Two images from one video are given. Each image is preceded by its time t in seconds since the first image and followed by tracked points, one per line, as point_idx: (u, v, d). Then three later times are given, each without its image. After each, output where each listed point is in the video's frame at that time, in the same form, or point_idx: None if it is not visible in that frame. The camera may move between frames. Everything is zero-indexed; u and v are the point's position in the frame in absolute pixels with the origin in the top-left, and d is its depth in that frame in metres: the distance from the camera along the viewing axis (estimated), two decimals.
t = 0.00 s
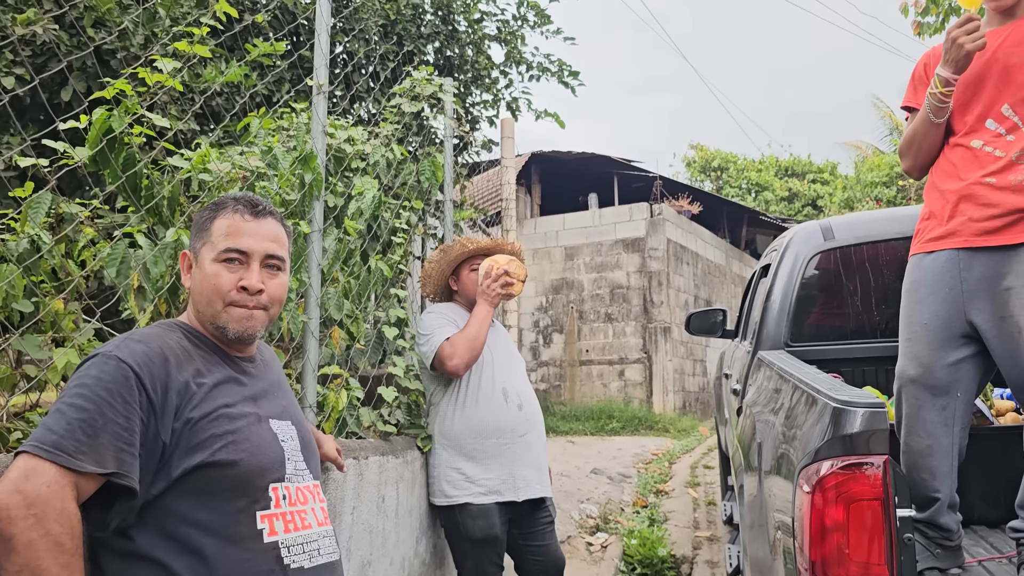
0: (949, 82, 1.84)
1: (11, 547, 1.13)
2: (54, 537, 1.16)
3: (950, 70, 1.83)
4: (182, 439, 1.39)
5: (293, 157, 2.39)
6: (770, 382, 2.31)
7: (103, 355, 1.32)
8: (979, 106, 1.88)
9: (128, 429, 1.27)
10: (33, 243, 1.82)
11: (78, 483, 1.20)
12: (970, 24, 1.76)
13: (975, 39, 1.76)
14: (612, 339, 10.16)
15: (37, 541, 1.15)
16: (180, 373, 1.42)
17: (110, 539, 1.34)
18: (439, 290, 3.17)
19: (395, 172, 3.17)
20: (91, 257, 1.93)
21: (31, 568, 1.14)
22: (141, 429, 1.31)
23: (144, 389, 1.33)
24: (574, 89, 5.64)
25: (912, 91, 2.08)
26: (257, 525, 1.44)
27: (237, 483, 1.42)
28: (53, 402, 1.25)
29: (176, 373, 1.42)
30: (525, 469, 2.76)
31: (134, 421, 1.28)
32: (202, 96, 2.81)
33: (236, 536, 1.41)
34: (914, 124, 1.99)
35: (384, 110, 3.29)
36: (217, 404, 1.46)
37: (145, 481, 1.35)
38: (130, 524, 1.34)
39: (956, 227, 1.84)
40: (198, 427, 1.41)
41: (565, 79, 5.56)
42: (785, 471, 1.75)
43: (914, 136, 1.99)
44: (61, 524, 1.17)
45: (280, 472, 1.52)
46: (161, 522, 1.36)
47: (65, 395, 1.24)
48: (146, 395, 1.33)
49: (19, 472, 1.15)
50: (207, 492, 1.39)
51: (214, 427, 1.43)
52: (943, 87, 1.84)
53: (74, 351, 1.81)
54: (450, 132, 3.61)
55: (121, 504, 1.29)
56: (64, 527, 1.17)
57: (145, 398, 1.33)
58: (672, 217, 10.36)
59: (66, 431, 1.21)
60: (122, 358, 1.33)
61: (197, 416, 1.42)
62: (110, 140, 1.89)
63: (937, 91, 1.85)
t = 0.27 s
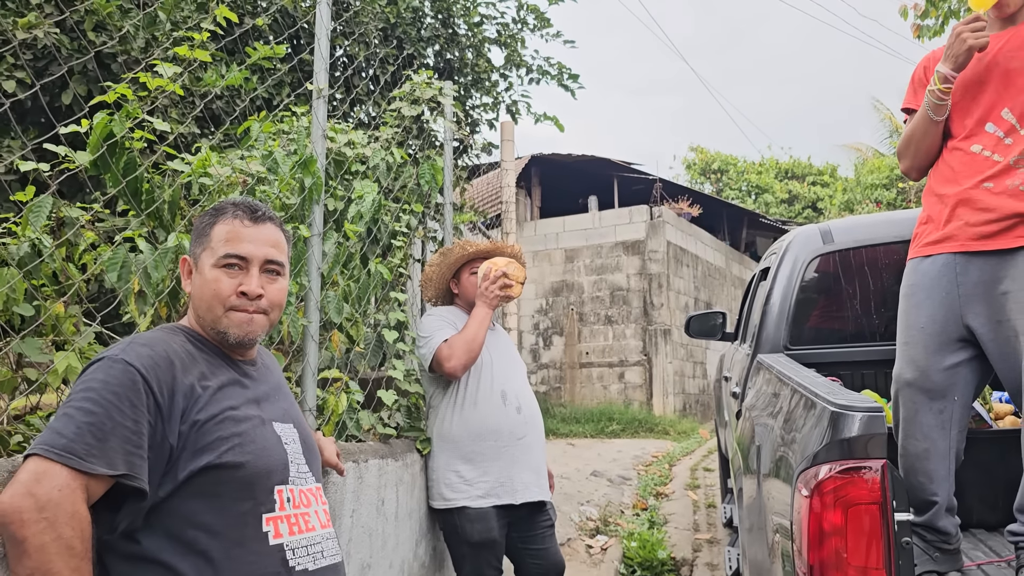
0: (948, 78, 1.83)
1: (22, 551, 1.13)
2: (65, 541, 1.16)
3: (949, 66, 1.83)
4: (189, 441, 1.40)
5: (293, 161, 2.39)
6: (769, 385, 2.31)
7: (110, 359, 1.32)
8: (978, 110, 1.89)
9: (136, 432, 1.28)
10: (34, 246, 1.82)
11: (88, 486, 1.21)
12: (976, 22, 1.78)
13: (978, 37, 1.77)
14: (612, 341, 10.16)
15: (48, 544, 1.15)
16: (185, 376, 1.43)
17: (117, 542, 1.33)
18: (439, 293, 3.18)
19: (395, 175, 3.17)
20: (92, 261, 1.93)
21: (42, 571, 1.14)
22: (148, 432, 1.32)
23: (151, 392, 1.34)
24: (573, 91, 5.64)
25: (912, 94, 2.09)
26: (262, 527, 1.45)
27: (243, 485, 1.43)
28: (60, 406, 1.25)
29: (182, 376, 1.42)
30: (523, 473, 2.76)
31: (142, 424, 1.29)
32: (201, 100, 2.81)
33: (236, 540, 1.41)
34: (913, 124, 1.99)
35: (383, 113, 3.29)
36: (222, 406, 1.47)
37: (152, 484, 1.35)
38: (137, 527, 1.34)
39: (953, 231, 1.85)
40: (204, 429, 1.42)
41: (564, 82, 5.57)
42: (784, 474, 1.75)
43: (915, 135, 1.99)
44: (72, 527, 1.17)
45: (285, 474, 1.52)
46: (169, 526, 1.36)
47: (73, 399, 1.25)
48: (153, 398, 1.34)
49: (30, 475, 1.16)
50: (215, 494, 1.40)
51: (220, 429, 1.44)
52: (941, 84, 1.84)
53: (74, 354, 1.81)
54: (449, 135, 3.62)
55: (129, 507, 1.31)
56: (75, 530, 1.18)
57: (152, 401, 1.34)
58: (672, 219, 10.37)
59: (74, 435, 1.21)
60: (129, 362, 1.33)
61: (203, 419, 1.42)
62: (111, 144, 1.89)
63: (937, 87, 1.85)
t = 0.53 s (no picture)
0: (939, 75, 1.87)
1: (18, 549, 1.13)
2: (60, 540, 1.16)
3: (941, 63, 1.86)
4: (187, 440, 1.39)
5: (293, 161, 2.39)
6: (770, 386, 2.31)
7: (108, 357, 1.32)
8: (979, 109, 1.89)
9: (134, 430, 1.28)
10: (33, 247, 1.82)
11: (84, 485, 1.21)
12: (969, 22, 1.80)
13: (970, 35, 1.79)
14: (612, 343, 10.15)
15: (43, 543, 1.15)
16: (183, 375, 1.43)
17: (114, 542, 1.33)
18: (440, 294, 3.17)
19: (395, 176, 3.17)
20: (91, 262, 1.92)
21: (37, 570, 1.14)
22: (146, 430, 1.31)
23: (148, 390, 1.34)
24: (574, 93, 5.64)
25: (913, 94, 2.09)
26: (260, 528, 1.45)
27: (242, 484, 1.43)
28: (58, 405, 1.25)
29: (180, 375, 1.42)
30: (522, 474, 2.75)
31: (139, 422, 1.29)
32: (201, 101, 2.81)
33: (235, 540, 1.40)
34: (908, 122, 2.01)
35: (383, 114, 3.29)
36: (221, 405, 1.47)
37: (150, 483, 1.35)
38: (135, 526, 1.34)
39: (955, 232, 1.85)
40: (203, 428, 1.41)
41: (564, 83, 5.57)
42: (784, 475, 1.75)
43: (910, 133, 2.01)
44: (67, 526, 1.17)
45: (284, 474, 1.52)
46: (167, 525, 1.36)
47: (70, 398, 1.25)
48: (151, 396, 1.34)
49: (26, 474, 1.16)
50: (213, 493, 1.40)
51: (218, 428, 1.43)
52: (933, 80, 1.88)
53: (74, 355, 1.81)
54: (449, 137, 3.61)
55: (126, 506, 1.30)
56: (71, 528, 1.17)
57: (149, 399, 1.33)
58: (672, 221, 10.37)
59: (72, 434, 1.21)
60: (127, 360, 1.33)
61: (201, 418, 1.42)
62: (110, 145, 1.89)
63: (929, 83, 1.89)
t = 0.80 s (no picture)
0: (939, 75, 1.88)
1: (19, 555, 1.13)
2: (61, 545, 1.16)
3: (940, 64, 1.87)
4: (188, 446, 1.40)
5: (296, 164, 2.40)
6: (772, 389, 2.31)
7: (108, 363, 1.33)
8: (981, 111, 1.89)
9: (134, 436, 1.28)
10: (38, 250, 1.83)
11: (85, 491, 1.21)
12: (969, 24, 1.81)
13: (970, 36, 1.80)
14: (613, 345, 10.16)
15: (43, 549, 1.15)
16: (185, 380, 1.43)
17: (116, 546, 1.33)
18: (443, 296, 3.18)
19: (397, 179, 3.18)
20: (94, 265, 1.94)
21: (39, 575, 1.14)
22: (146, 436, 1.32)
23: (149, 396, 1.34)
24: (575, 94, 5.65)
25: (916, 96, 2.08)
26: (262, 531, 1.45)
27: (243, 489, 1.43)
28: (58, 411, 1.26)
29: (181, 380, 1.42)
30: (523, 476, 2.75)
31: (139, 428, 1.29)
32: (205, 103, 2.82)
33: (239, 544, 1.41)
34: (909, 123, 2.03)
35: (385, 116, 3.30)
36: (222, 410, 1.47)
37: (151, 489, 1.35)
38: (137, 531, 1.34)
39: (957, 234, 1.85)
40: (203, 433, 1.42)
41: (565, 85, 5.58)
42: (786, 478, 1.75)
43: (910, 134, 2.03)
44: (68, 531, 1.17)
45: (285, 479, 1.52)
46: (169, 530, 1.36)
47: (71, 404, 1.25)
48: (151, 402, 1.34)
49: (26, 480, 1.16)
50: (214, 499, 1.40)
51: (219, 433, 1.43)
52: (932, 81, 1.89)
53: (78, 357, 1.81)
54: (451, 138, 3.62)
55: (127, 511, 1.30)
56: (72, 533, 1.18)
57: (150, 405, 1.34)
58: (673, 223, 10.37)
59: (72, 440, 1.21)
60: (128, 366, 1.34)
61: (202, 423, 1.42)
62: (115, 148, 1.89)
63: (929, 84, 1.90)
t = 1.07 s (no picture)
0: (942, 71, 1.88)
1: (24, 550, 1.13)
2: (65, 541, 1.16)
3: (942, 60, 1.86)
4: (192, 442, 1.39)
5: (299, 160, 2.39)
6: (776, 385, 2.31)
7: (112, 359, 1.32)
8: (986, 107, 1.88)
9: (138, 433, 1.28)
10: (41, 246, 1.83)
11: (90, 486, 1.21)
12: (971, 19, 1.80)
13: (971, 32, 1.80)
14: (614, 344, 10.15)
15: (48, 544, 1.15)
16: (189, 376, 1.43)
17: (121, 542, 1.33)
18: (446, 294, 3.18)
19: (400, 176, 3.17)
20: (97, 261, 1.94)
21: (44, 571, 1.14)
22: (150, 432, 1.31)
23: (153, 392, 1.34)
24: (577, 92, 5.64)
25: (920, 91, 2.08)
26: (265, 527, 1.45)
27: (247, 486, 1.43)
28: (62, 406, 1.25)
29: (185, 377, 1.42)
30: (526, 474, 2.75)
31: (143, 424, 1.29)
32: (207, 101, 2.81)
33: (243, 540, 1.41)
34: (913, 119, 2.03)
35: (387, 114, 3.29)
36: (226, 407, 1.47)
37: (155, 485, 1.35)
38: (141, 527, 1.34)
39: (961, 230, 1.85)
40: (207, 429, 1.41)
41: (567, 83, 5.58)
42: (791, 475, 1.75)
43: (914, 130, 2.03)
44: (73, 526, 1.17)
45: (289, 475, 1.52)
46: (173, 526, 1.36)
47: (75, 400, 1.25)
48: (155, 398, 1.34)
49: (31, 475, 1.15)
50: (218, 495, 1.40)
51: (223, 430, 1.43)
52: (936, 76, 1.89)
53: (81, 354, 1.81)
54: (453, 136, 3.61)
55: (131, 508, 1.30)
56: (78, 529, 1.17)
57: (154, 401, 1.33)
58: (674, 222, 10.37)
59: (76, 435, 1.21)
60: (131, 362, 1.33)
61: (206, 419, 1.42)
62: (118, 143, 1.89)
63: (932, 79, 1.90)
